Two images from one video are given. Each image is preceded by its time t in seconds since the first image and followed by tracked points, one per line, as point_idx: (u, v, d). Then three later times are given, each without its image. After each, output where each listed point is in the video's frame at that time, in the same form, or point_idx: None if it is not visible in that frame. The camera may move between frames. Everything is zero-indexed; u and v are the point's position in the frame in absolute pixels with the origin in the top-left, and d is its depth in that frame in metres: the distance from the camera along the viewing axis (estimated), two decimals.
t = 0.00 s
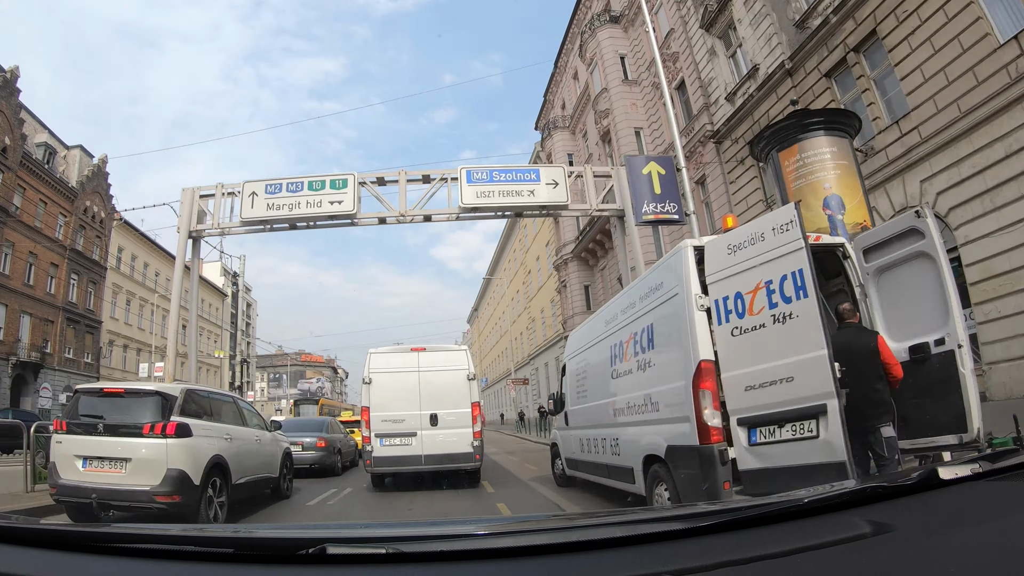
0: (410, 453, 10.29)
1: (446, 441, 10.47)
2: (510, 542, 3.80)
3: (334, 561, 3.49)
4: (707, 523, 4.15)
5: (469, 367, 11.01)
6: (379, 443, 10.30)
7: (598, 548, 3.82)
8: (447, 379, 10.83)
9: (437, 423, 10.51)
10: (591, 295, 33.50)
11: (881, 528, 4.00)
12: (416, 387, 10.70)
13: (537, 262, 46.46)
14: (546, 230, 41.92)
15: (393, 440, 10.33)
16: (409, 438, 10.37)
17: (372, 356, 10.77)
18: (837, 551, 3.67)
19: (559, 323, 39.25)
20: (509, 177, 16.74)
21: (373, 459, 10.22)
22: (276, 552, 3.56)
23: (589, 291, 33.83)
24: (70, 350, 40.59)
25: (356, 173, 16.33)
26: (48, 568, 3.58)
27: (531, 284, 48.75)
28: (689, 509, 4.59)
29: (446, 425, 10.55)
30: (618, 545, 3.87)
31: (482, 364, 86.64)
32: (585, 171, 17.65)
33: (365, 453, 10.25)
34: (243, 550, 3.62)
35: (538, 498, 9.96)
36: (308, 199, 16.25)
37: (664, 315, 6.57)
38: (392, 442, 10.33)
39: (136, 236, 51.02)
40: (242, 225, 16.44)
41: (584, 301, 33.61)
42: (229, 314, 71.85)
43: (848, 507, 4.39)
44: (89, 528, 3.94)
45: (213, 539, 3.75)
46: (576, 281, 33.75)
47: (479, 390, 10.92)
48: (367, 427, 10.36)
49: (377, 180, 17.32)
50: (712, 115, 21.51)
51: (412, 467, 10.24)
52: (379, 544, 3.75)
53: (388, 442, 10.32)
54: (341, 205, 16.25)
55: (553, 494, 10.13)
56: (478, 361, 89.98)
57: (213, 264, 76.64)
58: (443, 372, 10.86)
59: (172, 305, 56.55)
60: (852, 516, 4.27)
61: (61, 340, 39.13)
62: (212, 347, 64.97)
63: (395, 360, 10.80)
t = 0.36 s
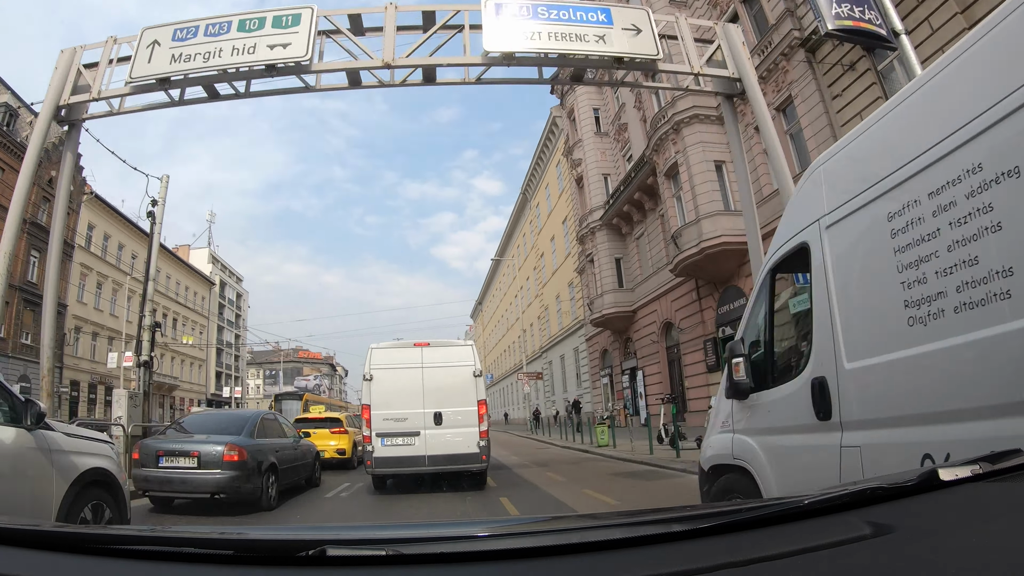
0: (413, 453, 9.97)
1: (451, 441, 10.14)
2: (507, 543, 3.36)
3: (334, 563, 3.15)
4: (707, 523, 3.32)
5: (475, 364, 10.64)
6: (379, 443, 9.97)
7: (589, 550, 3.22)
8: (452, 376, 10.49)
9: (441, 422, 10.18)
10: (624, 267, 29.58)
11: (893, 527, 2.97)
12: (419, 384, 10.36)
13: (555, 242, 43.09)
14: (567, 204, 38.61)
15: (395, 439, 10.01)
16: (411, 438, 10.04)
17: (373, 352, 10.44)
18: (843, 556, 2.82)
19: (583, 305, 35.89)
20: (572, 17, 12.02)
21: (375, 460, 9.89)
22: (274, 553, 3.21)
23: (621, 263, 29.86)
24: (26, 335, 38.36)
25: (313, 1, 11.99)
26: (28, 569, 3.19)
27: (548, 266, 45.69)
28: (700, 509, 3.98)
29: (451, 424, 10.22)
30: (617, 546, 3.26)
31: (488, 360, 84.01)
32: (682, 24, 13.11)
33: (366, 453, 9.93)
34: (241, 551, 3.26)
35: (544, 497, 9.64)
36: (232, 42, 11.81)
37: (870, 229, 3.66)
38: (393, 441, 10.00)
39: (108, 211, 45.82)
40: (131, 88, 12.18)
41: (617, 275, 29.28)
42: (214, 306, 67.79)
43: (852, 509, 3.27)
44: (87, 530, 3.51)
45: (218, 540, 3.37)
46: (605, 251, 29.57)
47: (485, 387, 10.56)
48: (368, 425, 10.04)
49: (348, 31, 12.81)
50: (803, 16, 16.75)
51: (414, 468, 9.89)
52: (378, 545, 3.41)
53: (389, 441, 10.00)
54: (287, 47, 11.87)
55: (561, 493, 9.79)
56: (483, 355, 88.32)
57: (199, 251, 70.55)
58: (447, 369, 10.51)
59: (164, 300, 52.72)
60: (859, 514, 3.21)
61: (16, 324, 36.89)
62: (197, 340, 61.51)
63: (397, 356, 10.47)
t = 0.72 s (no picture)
0: (416, 458, 8.77)
1: (457, 444, 8.91)
2: (506, 542, 3.12)
3: (335, 563, 2.83)
4: (705, 523, 3.48)
5: (487, 358, 9.40)
6: (378, 445, 8.73)
7: (594, 549, 3.12)
8: (461, 372, 9.25)
9: (448, 423, 8.96)
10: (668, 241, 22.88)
11: (883, 527, 3.46)
12: (424, 380, 9.10)
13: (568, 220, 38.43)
14: (584, 173, 33.64)
15: (395, 442, 8.79)
16: (415, 441, 8.83)
17: (373, 343, 9.19)
18: (846, 550, 3.14)
19: (610, 289, 29.98)
20: None
21: (373, 464, 8.68)
22: (274, 552, 2.88)
23: (665, 229, 23.26)
24: None
25: None
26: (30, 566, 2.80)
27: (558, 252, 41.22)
28: (701, 509, 3.88)
29: (457, 426, 9.00)
30: (619, 546, 3.17)
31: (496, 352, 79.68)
32: None
33: (363, 456, 8.69)
34: (243, 549, 2.91)
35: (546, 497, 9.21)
36: None
37: None
38: (393, 444, 8.78)
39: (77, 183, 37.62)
40: None
41: (660, 246, 22.97)
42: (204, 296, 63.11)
43: (848, 509, 3.85)
44: (86, 528, 3.16)
45: (223, 535, 3.04)
46: (646, 216, 23.08)
47: (497, 383, 9.30)
48: (365, 426, 8.80)
49: None
50: None
51: (416, 475, 8.71)
52: (378, 544, 3.09)
53: (389, 445, 8.76)
54: None
55: (566, 494, 9.33)
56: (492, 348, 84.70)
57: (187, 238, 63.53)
58: (456, 364, 9.25)
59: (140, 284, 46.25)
60: (853, 516, 3.70)
61: None
62: (189, 331, 56.33)
63: (400, 348, 9.22)
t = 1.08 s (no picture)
0: (414, 464, 7.28)
1: (463, 449, 7.37)
2: (512, 541, 3.22)
3: (335, 563, 2.93)
4: (704, 522, 3.58)
5: (498, 345, 7.81)
6: (371, 448, 7.29)
7: (596, 549, 3.22)
8: (467, 362, 7.67)
9: (453, 423, 7.43)
10: (715, 206, 19.49)
11: (884, 526, 3.57)
12: (423, 370, 7.58)
13: (579, 200, 34.77)
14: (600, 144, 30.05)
15: (390, 444, 7.31)
16: (414, 442, 7.33)
17: (366, 328, 7.69)
18: (843, 550, 3.25)
19: (632, 270, 26.42)
20: None
21: (364, 469, 7.23)
22: (273, 551, 2.99)
23: (709, 193, 19.75)
24: None
25: None
26: (33, 566, 2.96)
27: (569, 237, 37.68)
28: (698, 509, 3.98)
29: (463, 427, 7.44)
30: (621, 546, 3.27)
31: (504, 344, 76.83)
32: None
33: (353, 461, 7.24)
34: (243, 549, 3.03)
35: (547, 498, 9.07)
36: None
37: None
38: (388, 446, 7.31)
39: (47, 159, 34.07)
40: None
41: (703, 212, 19.42)
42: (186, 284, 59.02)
43: (849, 507, 3.97)
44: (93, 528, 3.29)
45: (223, 534, 3.17)
46: (686, 177, 19.59)
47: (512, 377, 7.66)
48: (355, 425, 7.33)
49: None
50: None
51: (418, 484, 7.23)
52: (377, 543, 3.19)
53: (382, 447, 7.30)
54: None
55: (567, 494, 9.24)
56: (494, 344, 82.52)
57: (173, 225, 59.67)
58: (462, 352, 7.70)
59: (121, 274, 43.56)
60: (852, 515, 3.81)
61: None
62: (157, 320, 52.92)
63: (396, 334, 7.69)
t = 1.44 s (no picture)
0: (407, 472, 5.82)
1: (469, 453, 5.93)
2: (513, 541, 3.02)
3: (337, 564, 2.73)
4: (706, 523, 3.32)
5: (506, 335, 6.27)
6: (359, 452, 5.81)
7: (602, 550, 3.00)
8: (470, 354, 6.15)
9: (452, 425, 5.95)
10: (760, 170, 16.78)
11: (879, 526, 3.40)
12: (419, 362, 6.06)
13: (586, 182, 30.82)
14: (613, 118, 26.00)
15: (381, 448, 5.84)
16: (408, 447, 5.86)
17: (351, 313, 6.18)
18: (840, 550, 3.06)
19: (655, 252, 22.65)
20: None
21: (351, 476, 5.79)
22: (272, 552, 2.78)
23: (753, 155, 17.02)
24: None
25: None
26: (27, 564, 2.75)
27: (578, 222, 32.82)
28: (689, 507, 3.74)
29: (467, 427, 5.98)
30: (625, 548, 3.04)
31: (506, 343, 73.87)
32: None
33: (337, 468, 5.79)
34: (244, 550, 2.82)
35: (521, 497, 8.74)
36: None
37: None
38: (378, 450, 5.84)
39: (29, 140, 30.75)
40: None
41: (748, 174, 16.68)
42: (180, 279, 53.95)
43: (849, 508, 3.71)
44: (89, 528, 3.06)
45: (225, 535, 2.96)
46: (727, 135, 16.81)
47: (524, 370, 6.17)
48: (341, 426, 5.85)
49: None
50: None
51: (414, 495, 5.79)
52: (379, 543, 2.99)
53: (371, 450, 5.84)
54: None
55: (568, 497, 8.73)
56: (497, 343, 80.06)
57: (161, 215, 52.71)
58: (466, 342, 6.18)
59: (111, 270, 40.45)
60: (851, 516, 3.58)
61: None
62: (162, 322, 48.18)
63: (388, 321, 6.18)
